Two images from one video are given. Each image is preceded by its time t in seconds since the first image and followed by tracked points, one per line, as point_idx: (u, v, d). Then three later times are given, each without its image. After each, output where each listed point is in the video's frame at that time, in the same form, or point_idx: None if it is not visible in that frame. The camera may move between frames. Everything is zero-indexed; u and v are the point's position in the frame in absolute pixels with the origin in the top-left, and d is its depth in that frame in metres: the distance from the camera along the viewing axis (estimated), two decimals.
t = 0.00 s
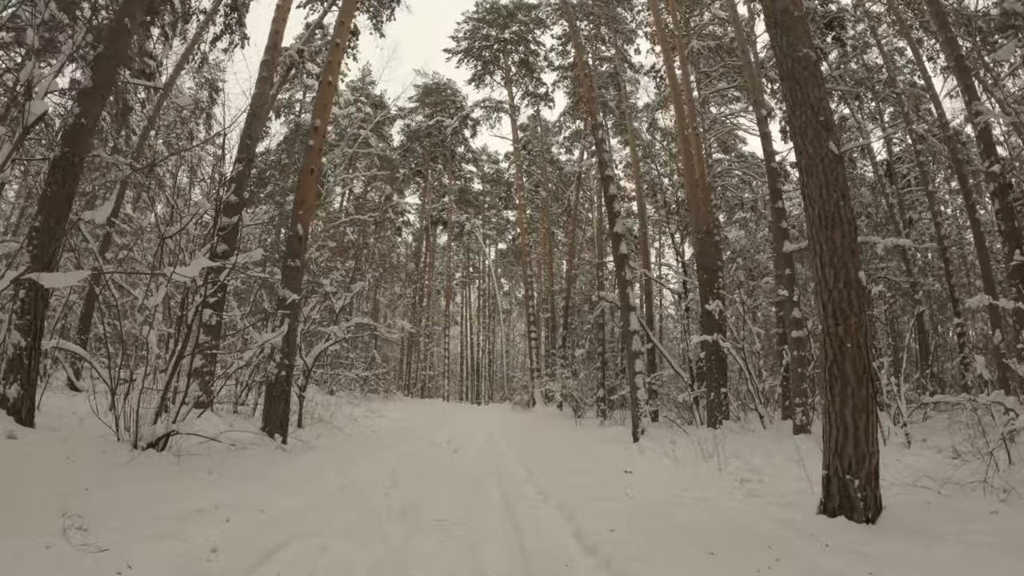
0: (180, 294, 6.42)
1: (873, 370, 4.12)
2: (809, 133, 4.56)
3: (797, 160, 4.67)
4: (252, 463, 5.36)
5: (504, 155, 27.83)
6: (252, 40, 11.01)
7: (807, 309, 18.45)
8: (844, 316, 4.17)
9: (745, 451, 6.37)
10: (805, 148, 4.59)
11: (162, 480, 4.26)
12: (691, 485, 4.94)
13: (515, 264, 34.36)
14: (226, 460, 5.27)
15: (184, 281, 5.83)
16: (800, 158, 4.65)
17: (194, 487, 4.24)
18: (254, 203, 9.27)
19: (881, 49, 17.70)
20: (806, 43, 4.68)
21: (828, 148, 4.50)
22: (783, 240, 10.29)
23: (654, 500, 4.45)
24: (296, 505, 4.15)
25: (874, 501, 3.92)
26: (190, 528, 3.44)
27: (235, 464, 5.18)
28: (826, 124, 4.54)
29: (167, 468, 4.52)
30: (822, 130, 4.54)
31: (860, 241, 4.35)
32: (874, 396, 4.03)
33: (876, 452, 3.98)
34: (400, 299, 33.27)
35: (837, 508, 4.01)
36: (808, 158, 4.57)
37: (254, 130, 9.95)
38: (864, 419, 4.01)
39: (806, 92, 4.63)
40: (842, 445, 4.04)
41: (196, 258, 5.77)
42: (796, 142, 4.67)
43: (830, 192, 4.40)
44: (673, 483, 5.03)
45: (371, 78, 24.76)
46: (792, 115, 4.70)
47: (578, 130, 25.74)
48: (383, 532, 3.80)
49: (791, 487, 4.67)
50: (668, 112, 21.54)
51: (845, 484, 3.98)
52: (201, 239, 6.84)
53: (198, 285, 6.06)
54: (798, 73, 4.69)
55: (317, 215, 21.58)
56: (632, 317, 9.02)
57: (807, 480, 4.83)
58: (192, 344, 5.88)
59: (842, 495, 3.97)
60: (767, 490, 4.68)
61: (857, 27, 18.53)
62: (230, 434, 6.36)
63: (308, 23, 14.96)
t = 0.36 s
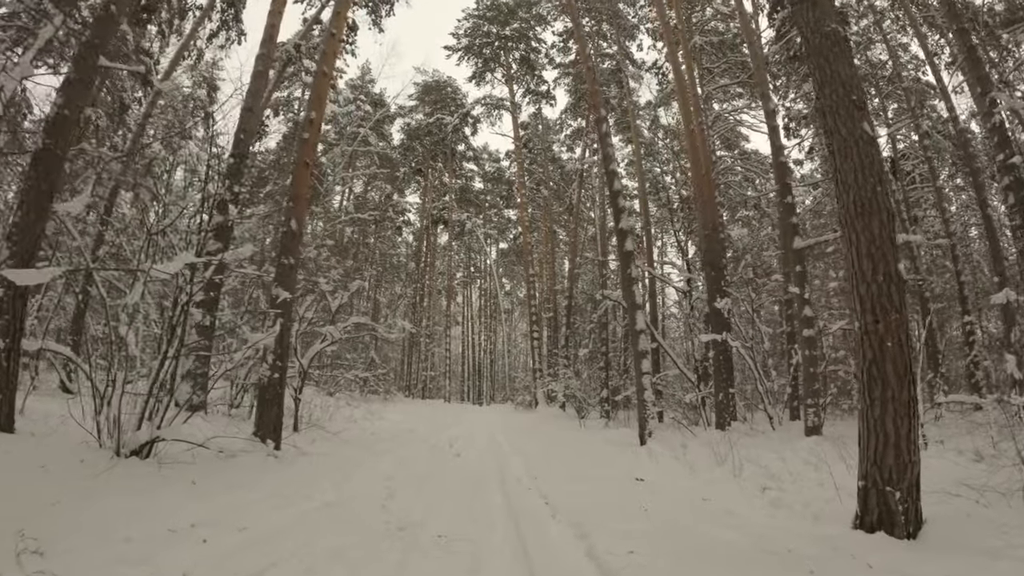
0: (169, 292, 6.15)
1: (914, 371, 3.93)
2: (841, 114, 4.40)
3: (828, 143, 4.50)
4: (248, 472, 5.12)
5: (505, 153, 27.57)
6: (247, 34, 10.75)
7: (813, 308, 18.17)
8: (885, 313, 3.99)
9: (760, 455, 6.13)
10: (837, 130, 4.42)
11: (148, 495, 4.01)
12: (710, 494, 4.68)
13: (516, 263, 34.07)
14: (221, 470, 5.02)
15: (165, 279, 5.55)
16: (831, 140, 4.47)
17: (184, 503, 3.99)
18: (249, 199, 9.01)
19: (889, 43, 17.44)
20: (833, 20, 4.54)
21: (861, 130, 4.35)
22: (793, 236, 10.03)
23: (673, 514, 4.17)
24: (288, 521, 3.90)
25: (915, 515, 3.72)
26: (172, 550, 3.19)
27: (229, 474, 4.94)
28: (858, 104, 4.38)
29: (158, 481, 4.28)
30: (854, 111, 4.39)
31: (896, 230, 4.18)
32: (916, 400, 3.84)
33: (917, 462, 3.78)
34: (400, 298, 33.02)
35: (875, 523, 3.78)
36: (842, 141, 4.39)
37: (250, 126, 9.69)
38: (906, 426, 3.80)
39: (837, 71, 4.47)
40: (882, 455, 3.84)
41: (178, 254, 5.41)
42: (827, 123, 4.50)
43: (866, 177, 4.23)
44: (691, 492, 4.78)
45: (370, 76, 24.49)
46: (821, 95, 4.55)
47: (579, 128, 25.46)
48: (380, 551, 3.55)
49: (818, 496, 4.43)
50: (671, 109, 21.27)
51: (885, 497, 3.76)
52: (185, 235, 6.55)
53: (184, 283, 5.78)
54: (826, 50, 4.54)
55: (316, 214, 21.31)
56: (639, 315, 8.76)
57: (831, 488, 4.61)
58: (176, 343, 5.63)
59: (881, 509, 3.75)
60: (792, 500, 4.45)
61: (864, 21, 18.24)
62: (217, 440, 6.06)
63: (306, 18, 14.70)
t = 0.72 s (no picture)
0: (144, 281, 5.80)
1: (954, 363, 3.71)
2: (870, 81, 4.18)
3: (855, 113, 4.28)
4: (234, 475, 4.85)
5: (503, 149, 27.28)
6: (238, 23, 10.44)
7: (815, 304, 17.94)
8: (923, 297, 3.77)
9: (769, 454, 5.90)
10: (866, 100, 4.20)
11: (122, 502, 3.73)
12: (723, 498, 4.43)
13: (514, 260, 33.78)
14: (205, 473, 4.75)
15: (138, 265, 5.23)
16: (858, 110, 4.25)
17: (165, 511, 3.71)
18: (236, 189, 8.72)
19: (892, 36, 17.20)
20: None
21: (892, 98, 4.13)
22: (798, 230, 9.78)
23: (684, 520, 3.91)
24: (270, 530, 3.63)
25: (955, 522, 3.50)
26: (137, 564, 2.92)
27: (214, 478, 4.66)
28: (887, 71, 4.17)
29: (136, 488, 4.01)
30: (883, 78, 4.17)
31: (930, 205, 3.98)
32: (957, 396, 3.62)
33: (958, 465, 3.56)
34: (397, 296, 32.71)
35: (913, 532, 3.54)
36: (871, 110, 4.18)
37: (240, 116, 9.38)
38: (946, 424, 3.58)
39: (864, 36, 4.25)
40: (920, 457, 3.63)
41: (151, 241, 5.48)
42: (854, 92, 4.28)
43: (899, 148, 4.02)
44: (702, 495, 4.52)
45: (366, 71, 24.15)
46: (846, 62, 4.32)
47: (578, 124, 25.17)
48: (364, 563, 3.27)
49: (838, 501, 4.20)
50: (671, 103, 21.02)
51: (924, 502, 3.54)
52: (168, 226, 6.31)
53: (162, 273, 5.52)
54: (850, 14, 4.32)
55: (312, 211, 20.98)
56: (640, 310, 8.48)
57: (850, 492, 4.38)
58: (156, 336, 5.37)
59: (921, 516, 3.51)
60: (811, 505, 4.21)
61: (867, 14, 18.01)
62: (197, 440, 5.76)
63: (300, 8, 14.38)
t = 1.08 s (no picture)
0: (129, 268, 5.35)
1: (1010, 352, 3.49)
2: (911, 46, 3.96)
3: (895, 81, 4.03)
4: (227, 479, 4.61)
5: (504, 146, 27.01)
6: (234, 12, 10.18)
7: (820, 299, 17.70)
8: (977, 279, 3.53)
9: (786, 454, 5.66)
10: (906, 65, 3.96)
11: (109, 513, 3.48)
12: (746, 501, 4.19)
13: (515, 258, 33.49)
14: (197, 477, 4.50)
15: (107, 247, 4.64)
16: (898, 77, 4.01)
17: (159, 523, 3.47)
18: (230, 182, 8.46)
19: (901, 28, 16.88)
20: None
21: (934, 62, 3.90)
22: (810, 222, 9.51)
23: (709, 527, 3.66)
24: (266, 541, 3.39)
25: (1011, 526, 3.30)
26: None
27: (208, 483, 4.41)
28: (927, 35, 3.95)
29: (128, 498, 3.76)
30: (923, 42, 3.94)
31: (978, 178, 3.76)
32: (1014, 388, 3.40)
33: (1016, 465, 3.36)
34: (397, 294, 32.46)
35: (967, 539, 3.34)
36: (911, 77, 3.94)
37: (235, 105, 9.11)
38: (1002, 421, 3.37)
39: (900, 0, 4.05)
40: (974, 457, 3.42)
41: (127, 226, 4.95)
42: (892, 59, 4.05)
43: (946, 117, 3.79)
44: (722, 498, 4.28)
45: (366, 66, 23.85)
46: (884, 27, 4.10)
47: (580, 119, 24.90)
48: None
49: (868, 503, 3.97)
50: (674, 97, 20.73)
51: (979, 506, 3.33)
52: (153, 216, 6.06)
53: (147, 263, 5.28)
54: None
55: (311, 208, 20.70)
56: (648, 304, 8.21)
57: (878, 493, 4.17)
58: (141, 329, 5.14)
59: (976, 523, 3.30)
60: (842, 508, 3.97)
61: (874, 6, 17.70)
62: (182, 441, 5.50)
63: None
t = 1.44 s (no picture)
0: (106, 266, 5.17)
1: None
2: (953, 10, 3.61)
3: (937, 49, 3.69)
4: (213, 490, 4.37)
5: (506, 145, 26.78)
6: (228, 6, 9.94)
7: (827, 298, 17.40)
8: None
9: (805, 458, 5.39)
10: (950, 31, 3.61)
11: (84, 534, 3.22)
12: (769, 512, 3.92)
13: (517, 258, 33.26)
14: (183, 489, 4.26)
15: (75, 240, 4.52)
16: (941, 45, 3.67)
17: (135, 544, 3.23)
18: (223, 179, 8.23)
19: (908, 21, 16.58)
20: None
21: (981, 27, 3.56)
22: (821, 217, 9.23)
23: (737, 545, 3.38)
24: (252, 563, 3.13)
25: None
26: None
27: (193, 495, 4.17)
28: None
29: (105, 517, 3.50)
30: (967, 4, 3.59)
31: None
32: None
33: None
34: (399, 295, 32.22)
35: None
36: (956, 44, 3.59)
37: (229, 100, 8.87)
38: None
39: None
40: None
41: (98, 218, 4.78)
42: (933, 25, 3.69)
43: (997, 86, 3.45)
44: (743, 508, 4.03)
45: (366, 65, 23.63)
46: None
47: (582, 118, 24.64)
48: None
49: (903, 513, 3.70)
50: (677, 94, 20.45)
51: None
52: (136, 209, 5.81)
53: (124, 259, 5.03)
54: None
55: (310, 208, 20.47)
56: (655, 303, 7.93)
57: (912, 502, 3.89)
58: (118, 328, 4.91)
59: None
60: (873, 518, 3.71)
61: None
62: (163, 448, 5.30)
63: None
